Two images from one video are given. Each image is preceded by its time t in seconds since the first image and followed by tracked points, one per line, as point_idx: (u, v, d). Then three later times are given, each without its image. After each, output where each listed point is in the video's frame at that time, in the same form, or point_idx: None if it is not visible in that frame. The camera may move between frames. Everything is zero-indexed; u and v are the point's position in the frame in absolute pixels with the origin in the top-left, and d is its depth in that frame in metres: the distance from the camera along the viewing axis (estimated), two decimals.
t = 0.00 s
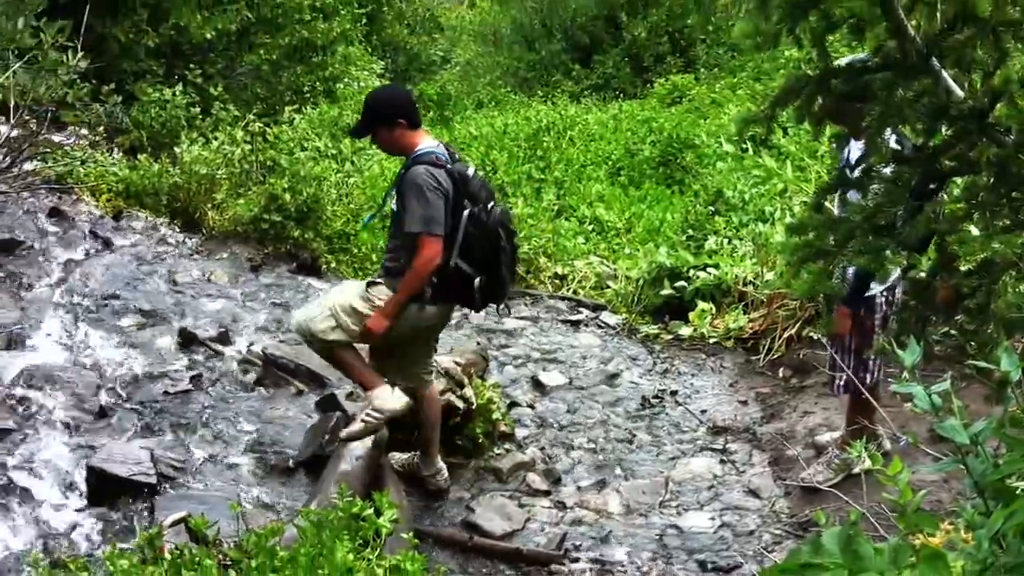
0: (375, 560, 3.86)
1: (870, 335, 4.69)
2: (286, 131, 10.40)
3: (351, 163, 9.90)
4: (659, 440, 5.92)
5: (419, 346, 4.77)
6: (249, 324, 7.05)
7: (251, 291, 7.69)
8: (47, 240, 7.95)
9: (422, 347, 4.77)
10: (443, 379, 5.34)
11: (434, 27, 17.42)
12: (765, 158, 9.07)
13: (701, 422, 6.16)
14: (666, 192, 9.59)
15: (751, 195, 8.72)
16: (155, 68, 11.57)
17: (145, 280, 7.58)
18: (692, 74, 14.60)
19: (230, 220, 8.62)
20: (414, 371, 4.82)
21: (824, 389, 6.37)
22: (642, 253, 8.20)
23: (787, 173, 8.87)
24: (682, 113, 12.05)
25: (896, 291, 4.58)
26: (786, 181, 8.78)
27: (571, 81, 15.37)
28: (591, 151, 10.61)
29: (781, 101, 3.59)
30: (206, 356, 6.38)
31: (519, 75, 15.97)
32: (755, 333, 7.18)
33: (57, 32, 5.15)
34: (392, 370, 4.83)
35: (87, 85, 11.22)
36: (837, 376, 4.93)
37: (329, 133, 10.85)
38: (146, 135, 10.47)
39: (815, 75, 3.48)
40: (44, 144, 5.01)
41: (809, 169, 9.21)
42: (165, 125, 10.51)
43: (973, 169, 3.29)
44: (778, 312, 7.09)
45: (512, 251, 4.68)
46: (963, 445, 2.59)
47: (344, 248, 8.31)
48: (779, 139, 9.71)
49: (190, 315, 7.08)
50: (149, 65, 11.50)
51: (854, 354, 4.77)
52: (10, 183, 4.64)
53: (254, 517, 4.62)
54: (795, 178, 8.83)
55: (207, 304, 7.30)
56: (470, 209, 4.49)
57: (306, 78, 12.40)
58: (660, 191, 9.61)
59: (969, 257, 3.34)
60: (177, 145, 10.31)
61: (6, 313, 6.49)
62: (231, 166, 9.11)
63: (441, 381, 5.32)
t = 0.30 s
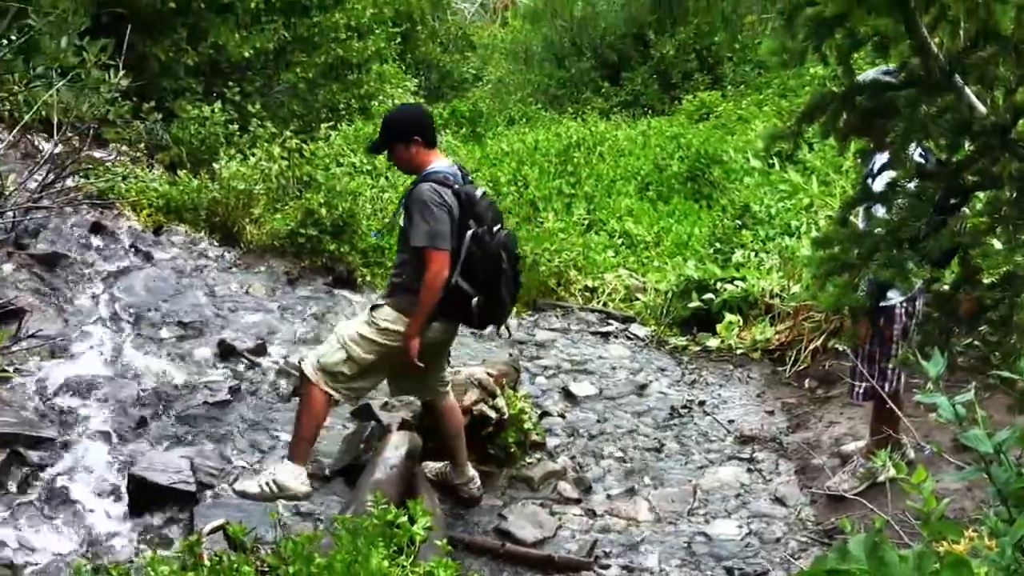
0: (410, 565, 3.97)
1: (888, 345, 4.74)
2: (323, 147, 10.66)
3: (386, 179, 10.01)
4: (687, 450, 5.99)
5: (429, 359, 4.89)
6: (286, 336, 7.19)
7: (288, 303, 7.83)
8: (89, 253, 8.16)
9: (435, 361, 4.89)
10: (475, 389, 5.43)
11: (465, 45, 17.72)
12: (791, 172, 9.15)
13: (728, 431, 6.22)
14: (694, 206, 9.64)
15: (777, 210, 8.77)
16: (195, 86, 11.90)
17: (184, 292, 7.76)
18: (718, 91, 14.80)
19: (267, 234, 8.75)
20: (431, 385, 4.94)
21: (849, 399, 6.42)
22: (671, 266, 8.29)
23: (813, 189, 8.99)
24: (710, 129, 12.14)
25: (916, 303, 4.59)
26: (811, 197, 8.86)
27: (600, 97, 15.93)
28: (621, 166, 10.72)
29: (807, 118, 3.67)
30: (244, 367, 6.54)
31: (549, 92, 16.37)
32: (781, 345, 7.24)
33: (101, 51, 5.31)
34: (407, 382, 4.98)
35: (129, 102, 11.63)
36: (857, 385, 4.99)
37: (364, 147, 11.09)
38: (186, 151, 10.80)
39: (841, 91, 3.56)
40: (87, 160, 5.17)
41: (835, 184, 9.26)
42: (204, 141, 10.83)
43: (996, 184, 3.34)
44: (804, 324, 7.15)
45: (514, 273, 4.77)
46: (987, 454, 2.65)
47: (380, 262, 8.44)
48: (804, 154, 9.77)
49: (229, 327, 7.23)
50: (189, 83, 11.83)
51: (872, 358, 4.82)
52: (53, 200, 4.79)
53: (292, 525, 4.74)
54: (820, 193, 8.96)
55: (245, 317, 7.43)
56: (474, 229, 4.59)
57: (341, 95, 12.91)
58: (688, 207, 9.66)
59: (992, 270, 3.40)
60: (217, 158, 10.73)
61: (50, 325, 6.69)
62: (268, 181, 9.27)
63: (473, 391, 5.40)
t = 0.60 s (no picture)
0: (430, 569, 4.06)
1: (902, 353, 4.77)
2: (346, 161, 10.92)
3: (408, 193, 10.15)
4: (703, 457, 6.05)
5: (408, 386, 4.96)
6: (308, 345, 7.30)
7: (310, 314, 7.92)
8: (115, 264, 8.31)
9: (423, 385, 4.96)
10: (495, 397, 5.46)
11: (485, 61, 18.23)
12: (804, 185, 9.20)
13: (743, 440, 6.27)
14: (710, 219, 9.70)
15: (791, 222, 8.82)
16: (219, 102, 12.16)
17: (208, 302, 7.88)
18: (732, 104, 14.92)
19: (290, 246, 8.89)
20: (424, 406, 5.04)
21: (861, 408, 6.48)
22: (687, 278, 8.35)
23: (826, 202, 9.02)
24: (725, 143, 12.21)
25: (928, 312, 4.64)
26: (824, 209, 8.89)
27: (617, 111, 16.13)
28: (637, 179, 10.81)
29: (820, 131, 3.74)
30: (267, 376, 6.66)
31: (567, 107, 16.64)
32: (795, 355, 7.28)
33: (128, 65, 5.40)
34: (403, 405, 5.07)
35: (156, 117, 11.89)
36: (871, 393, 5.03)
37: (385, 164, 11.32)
38: (211, 164, 11.05)
39: (853, 106, 3.63)
40: (115, 173, 5.28)
41: (847, 197, 9.32)
42: (228, 155, 11.07)
43: (1007, 195, 3.40)
44: (817, 333, 7.17)
45: (480, 301, 4.81)
46: (999, 461, 2.71)
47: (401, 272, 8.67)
48: (817, 167, 9.84)
49: (252, 337, 7.34)
50: (214, 98, 12.03)
51: (885, 367, 4.87)
52: (81, 212, 4.90)
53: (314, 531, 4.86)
54: (832, 206, 8.95)
55: (268, 327, 7.54)
56: (435, 265, 4.62)
57: (363, 109, 12.93)
58: (704, 219, 9.72)
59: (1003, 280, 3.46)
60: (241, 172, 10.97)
61: (77, 334, 6.83)
62: (292, 194, 9.35)
63: (493, 399, 5.43)
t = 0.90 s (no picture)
0: (450, 565, 4.15)
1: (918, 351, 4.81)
2: (367, 163, 11.07)
3: (430, 195, 10.30)
4: (719, 455, 6.11)
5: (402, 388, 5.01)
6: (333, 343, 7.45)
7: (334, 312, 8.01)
8: (141, 264, 8.44)
9: (416, 385, 5.01)
10: (515, 395, 5.51)
11: (505, 64, 18.05)
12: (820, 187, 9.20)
13: (759, 438, 6.32)
14: (727, 221, 9.74)
15: (807, 223, 8.82)
16: (244, 104, 12.55)
17: (233, 301, 8.00)
18: (748, 107, 14.99)
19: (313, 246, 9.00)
20: (422, 402, 5.07)
21: (876, 407, 6.54)
22: (704, 278, 8.40)
23: (842, 203, 9.01)
24: (741, 145, 12.23)
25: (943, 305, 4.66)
26: (840, 210, 8.90)
27: (635, 115, 16.25)
28: (655, 181, 10.86)
29: (836, 134, 3.79)
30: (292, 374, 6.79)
31: (586, 110, 16.75)
32: (811, 354, 7.32)
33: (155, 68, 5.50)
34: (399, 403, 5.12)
35: (183, 120, 12.08)
36: (886, 391, 5.08)
37: (406, 167, 11.46)
38: (236, 166, 11.29)
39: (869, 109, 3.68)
40: (141, 175, 5.38)
41: (863, 198, 9.33)
42: (253, 157, 11.32)
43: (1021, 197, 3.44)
44: (832, 334, 7.22)
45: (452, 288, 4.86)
46: (1011, 460, 2.78)
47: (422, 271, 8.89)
48: (833, 169, 9.87)
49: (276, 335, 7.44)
50: (239, 100, 12.51)
51: (902, 366, 4.89)
52: (109, 213, 4.98)
53: (338, 526, 4.97)
54: (849, 207, 8.96)
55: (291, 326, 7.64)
56: (396, 280, 4.68)
57: (385, 112, 13.34)
58: (721, 221, 9.76)
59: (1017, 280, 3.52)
60: (266, 174, 11.17)
61: (105, 332, 6.95)
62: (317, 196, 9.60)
63: (513, 396, 5.49)
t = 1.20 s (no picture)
0: (465, 557, 4.25)
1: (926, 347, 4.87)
2: (386, 161, 11.16)
3: (447, 192, 10.43)
4: (731, 450, 6.17)
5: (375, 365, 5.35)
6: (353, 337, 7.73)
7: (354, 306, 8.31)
8: (163, 258, 8.55)
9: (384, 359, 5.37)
10: (530, 390, 5.62)
11: (523, 65, 18.16)
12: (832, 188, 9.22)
13: (770, 433, 6.38)
14: (739, 220, 9.79)
15: (818, 223, 8.85)
16: (266, 103, 12.64)
17: (253, 296, 8.11)
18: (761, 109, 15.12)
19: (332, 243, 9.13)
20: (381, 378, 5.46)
21: (886, 404, 6.60)
22: (717, 276, 8.45)
23: (853, 204, 9.05)
24: (754, 146, 12.29)
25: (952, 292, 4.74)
26: (852, 211, 8.94)
27: (650, 115, 16.42)
28: (669, 180, 10.91)
29: (850, 134, 3.85)
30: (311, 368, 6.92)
31: (602, 110, 16.87)
32: (822, 351, 7.37)
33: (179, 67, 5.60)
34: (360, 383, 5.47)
35: (205, 116, 12.23)
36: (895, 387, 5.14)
37: (424, 165, 11.57)
38: (257, 163, 11.42)
39: (882, 110, 3.73)
40: (164, 170, 5.47)
41: (874, 199, 9.37)
42: (274, 154, 11.44)
43: None
44: (843, 331, 7.28)
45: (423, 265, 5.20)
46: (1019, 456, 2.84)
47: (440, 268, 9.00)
48: (845, 170, 9.94)
49: (294, 329, 7.54)
50: (261, 99, 12.55)
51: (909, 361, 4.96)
52: (132, 208, 5.07)
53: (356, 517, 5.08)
54: (860, 207, 9.03)
55: (310, 320, 7.74)
56: (374, 261, 4.97)
57: (405, 111, 13.60)
58: (734, 220, 9.82)
59: None
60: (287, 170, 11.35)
61: (127, 325, 7.06)
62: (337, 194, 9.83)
63: (528, 392, 5.58)
